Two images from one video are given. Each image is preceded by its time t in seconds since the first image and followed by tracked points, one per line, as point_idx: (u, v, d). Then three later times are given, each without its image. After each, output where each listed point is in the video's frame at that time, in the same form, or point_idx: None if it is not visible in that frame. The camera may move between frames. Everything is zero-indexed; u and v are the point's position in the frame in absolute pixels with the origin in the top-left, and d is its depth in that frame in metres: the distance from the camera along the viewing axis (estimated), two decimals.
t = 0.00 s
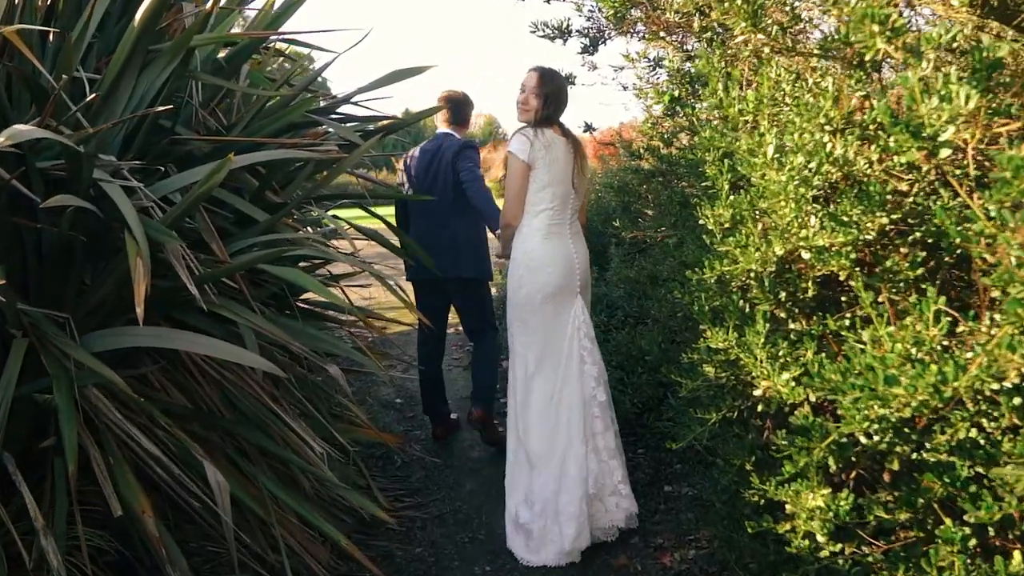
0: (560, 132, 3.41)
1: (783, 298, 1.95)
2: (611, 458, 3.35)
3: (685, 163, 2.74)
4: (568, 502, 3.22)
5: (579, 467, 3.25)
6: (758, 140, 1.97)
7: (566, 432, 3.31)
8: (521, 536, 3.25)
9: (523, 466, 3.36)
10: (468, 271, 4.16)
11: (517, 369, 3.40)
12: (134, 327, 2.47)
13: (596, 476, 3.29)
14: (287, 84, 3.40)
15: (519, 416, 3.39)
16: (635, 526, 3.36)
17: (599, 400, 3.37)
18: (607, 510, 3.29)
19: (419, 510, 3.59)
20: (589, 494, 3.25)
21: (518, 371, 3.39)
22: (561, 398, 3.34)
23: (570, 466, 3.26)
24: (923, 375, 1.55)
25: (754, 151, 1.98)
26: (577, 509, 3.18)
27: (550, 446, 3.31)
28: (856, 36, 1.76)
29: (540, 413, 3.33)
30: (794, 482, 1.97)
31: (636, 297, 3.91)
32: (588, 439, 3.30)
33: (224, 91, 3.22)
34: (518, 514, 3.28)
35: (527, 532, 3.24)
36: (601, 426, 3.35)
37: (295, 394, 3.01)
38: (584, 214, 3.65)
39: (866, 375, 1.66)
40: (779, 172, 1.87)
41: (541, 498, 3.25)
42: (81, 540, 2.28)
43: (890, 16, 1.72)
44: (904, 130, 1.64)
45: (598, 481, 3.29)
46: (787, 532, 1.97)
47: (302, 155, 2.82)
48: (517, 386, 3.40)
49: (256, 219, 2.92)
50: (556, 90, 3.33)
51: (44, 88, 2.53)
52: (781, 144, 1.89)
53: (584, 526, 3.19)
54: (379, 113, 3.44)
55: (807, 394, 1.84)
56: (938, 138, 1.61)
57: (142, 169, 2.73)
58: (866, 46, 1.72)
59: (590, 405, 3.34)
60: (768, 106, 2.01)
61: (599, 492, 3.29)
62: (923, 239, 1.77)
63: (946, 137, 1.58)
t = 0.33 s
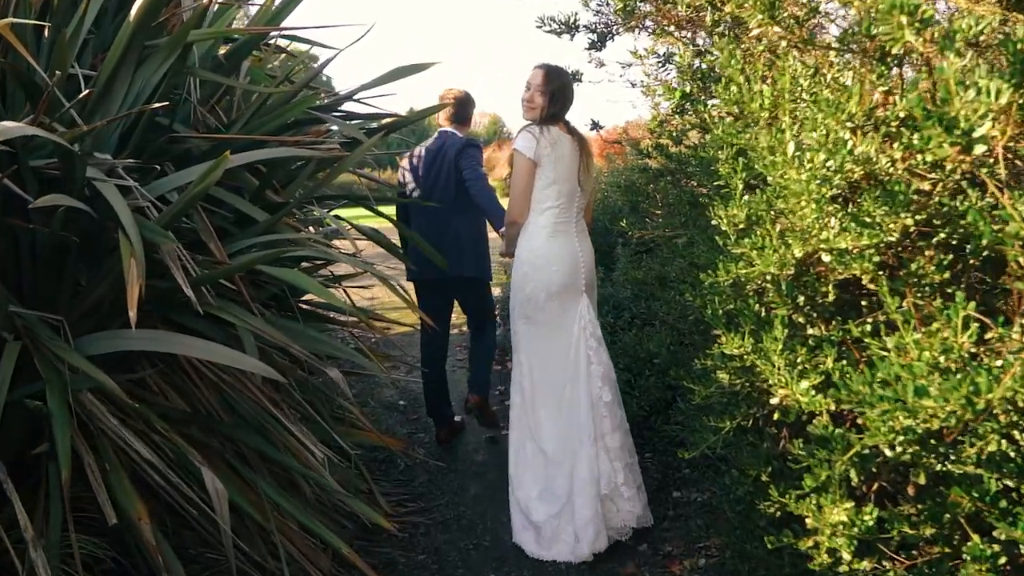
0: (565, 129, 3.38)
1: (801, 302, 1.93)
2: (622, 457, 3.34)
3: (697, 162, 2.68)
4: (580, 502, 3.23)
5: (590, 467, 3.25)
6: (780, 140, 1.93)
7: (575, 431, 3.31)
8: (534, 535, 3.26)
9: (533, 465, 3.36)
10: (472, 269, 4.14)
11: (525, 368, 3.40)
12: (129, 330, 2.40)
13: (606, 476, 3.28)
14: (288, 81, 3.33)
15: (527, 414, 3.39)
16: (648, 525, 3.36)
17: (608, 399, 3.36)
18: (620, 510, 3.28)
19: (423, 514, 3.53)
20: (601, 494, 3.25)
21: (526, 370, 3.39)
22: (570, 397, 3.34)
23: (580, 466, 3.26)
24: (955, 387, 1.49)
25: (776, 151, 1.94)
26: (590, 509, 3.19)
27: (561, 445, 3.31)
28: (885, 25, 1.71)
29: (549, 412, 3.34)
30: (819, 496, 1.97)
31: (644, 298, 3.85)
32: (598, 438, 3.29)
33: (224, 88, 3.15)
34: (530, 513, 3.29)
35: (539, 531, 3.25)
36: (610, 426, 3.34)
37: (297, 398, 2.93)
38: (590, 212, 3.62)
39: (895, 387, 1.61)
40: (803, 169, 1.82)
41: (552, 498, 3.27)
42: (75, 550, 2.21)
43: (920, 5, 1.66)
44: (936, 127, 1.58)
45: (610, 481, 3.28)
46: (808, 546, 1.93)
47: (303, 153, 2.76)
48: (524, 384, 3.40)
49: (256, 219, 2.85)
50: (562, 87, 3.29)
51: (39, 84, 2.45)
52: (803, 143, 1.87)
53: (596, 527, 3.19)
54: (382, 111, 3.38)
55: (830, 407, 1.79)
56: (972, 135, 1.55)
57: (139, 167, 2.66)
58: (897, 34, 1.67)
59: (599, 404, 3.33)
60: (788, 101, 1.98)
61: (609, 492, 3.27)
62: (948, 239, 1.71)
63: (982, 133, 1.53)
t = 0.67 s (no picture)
0: (569, 124, 3.32)
1: (822, 303, 1.87)
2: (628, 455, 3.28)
3: (709, 158, 2.61)
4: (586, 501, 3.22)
5: (594, 466, 3.23)
6: (800, 131, 1.88)
7: (578, 429, 3.30)
8: (539, 528, 3.29)
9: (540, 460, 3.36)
10: (477, 266, 4.09)
11: (529, 364, 3.38)
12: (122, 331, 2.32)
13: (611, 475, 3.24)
14: (287, 74, 3.25)
15: (531, 410, 3.38)
16: (659, 520, 3.35)
17: (608, 400, 3.30)
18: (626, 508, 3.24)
19: (426, 517, 3.46)
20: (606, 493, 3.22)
21: (530, 366, 3.37)
22: (571, 396, 3.31)
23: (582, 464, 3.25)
24: (994, 397, 1.45)
25: (797, 142, 1.88)
26: (595, 509, 3.18)
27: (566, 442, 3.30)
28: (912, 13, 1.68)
29: (552, 410, 3.32)
30: (840, 509, 1.90)
31: (651, 296, 3.79)
32: (602, 438, 3.25)
33: (222, 82, 3.08)
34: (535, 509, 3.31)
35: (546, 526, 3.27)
36: (614, 424, 3.28)
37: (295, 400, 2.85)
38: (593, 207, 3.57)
39: (930, 396, 1.56)
40: (824, 164, 1.78)
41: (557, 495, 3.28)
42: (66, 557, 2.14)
43: None
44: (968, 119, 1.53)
45: (615, 479, 3.24)
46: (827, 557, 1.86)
47: (303, 148, 2.67)
48: (527, 380, 3.38)
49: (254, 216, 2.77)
50: (566, 82, 3.22)
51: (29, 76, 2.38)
52: (822, 136, 1.83)
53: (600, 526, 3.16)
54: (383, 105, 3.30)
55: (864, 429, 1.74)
56: (1006, 129, 1.50)
57: (133, 162, 2.58)
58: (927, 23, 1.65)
59: (600, 405, 3.27)
60: (807, 92, 1.94)
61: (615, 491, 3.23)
62: (976, 237, 1.66)
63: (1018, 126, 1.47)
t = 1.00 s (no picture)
0: (571, 122, 3.31)
1: (847, 306, 1.83)
2: (629, 453, 3.30)
3: (722, 153, 2.53)
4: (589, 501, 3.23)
5: (595, 465, 3.23)
6: (827, 124, 1.79)
7: (579, 428, 3.33)
8: (546, 528, 3.30)
9: (544, 457, 3.41)
10: (481, 265, 4.03)
11: (529, 362, 3.42)
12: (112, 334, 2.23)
13: (614, 474, 3.24)
14: (286, 67, 3.17)
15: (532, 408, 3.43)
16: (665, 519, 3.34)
17: (607, 400, 3.31)
18: (632, 507, 3.24)
19: (429, 522, 3.38)
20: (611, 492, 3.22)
21: (530, 364, 3.42)
22: (571, 394, 3.35)
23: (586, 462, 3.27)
24: None
25: (824, 136, 1.79)
26: (598, 509, 3.18)
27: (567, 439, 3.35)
28: None
29: (551, 407, 3.37)
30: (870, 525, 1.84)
31: (658, 295, 3.71)
32: (602, 437, 3.27)
33: (218, 76, 3.00)
34: (541, 509, 3.33)
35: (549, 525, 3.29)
36: (614, 423, 3.30)
37: (294, 403, 2.76)
38: (598, 208, 3.56)
39: (971, 410, 1.49)
40: (850, 157, 1.73)
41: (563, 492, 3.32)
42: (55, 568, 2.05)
43: None
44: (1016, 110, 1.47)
45: (618, 478, 3.25)
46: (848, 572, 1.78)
47: (303, 142, 2.59)
48: (527, 379, 3.43)
49: (251, 213, 2.68)
50: (568, 78, 3.20)
51: (16, 70, 2.29)
52: (850, 129, 1.75)
53: (606, 525, 3.16)
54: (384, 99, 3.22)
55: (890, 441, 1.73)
56: None
57: (124, 159, 2.50)
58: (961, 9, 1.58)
59: (599, 404, 3.29)
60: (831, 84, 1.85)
61: (619, 490, 3.23)
62: (1009, 237, 1.64)
63: None
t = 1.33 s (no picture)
0: (567, 121, 3.27)
1: (872, 313, 1.81)
2: (626, 456, 3.23)
3: (733, 151, 2.44)
4: (587, 506, 3.17)
5: (592, 470, 3.17)
6: (853, 117, 1.77)
7: (575, 431, 3.27)
8: (544, 533, 3.25)
9: (539, 460, 3.35)
10: (481, 265, 3.94)
11: (523, 364, 3.36)
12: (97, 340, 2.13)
13: (611, 478, 3.17)
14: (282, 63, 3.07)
15: (527, 411, 3.36)
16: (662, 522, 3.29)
17: (603, 403, 3.24)
18: (631, 511, 3.17)
19: (428, 530, 3.29)
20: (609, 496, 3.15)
21: (524, 366, 3.35)
22: (566, 397, 3.28)
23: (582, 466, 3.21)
24: None
25: (851, 132, 1.77)
26: (596, 515, 3.12)
27: (562, 442, 3.29)
28: None
29: (546, 411, 3.31)
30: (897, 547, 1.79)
31: (664, 296, 3.61)
32: (598, 441, 3.19)
33: (211, 71, 2.91)
34: (539, 513, 3.28)
35: (546, 530, 3.24)
36: (610, 425, 3.23)
37: (288, 408, 2.67)
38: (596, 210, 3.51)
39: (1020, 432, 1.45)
40: (884, 158, 1.69)
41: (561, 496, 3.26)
42: None
43: None
44: None
45: (616, 482, 3.18)
46: None
47: (298, 141, 2.50)
48: (521, 382, 3.36)
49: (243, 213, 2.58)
50: (566, 77, 3.16)
51: None
52: (880, 124, 1.73)
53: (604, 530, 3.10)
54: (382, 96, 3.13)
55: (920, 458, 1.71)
56: None
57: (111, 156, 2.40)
58: None
59: (595, 408, 3.22)
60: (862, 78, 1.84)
61: (617, 495, 3.16)
62: None
63: None
